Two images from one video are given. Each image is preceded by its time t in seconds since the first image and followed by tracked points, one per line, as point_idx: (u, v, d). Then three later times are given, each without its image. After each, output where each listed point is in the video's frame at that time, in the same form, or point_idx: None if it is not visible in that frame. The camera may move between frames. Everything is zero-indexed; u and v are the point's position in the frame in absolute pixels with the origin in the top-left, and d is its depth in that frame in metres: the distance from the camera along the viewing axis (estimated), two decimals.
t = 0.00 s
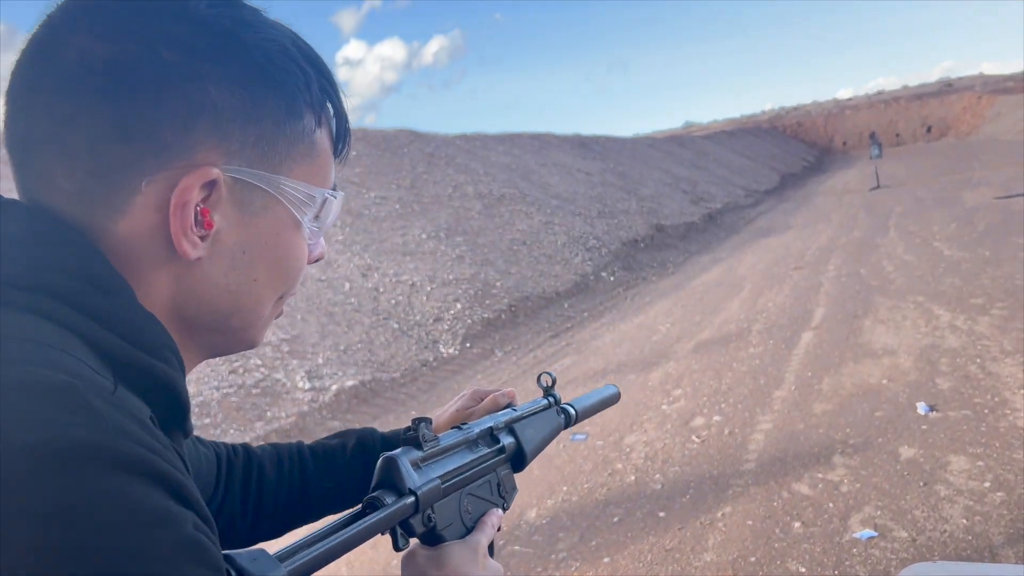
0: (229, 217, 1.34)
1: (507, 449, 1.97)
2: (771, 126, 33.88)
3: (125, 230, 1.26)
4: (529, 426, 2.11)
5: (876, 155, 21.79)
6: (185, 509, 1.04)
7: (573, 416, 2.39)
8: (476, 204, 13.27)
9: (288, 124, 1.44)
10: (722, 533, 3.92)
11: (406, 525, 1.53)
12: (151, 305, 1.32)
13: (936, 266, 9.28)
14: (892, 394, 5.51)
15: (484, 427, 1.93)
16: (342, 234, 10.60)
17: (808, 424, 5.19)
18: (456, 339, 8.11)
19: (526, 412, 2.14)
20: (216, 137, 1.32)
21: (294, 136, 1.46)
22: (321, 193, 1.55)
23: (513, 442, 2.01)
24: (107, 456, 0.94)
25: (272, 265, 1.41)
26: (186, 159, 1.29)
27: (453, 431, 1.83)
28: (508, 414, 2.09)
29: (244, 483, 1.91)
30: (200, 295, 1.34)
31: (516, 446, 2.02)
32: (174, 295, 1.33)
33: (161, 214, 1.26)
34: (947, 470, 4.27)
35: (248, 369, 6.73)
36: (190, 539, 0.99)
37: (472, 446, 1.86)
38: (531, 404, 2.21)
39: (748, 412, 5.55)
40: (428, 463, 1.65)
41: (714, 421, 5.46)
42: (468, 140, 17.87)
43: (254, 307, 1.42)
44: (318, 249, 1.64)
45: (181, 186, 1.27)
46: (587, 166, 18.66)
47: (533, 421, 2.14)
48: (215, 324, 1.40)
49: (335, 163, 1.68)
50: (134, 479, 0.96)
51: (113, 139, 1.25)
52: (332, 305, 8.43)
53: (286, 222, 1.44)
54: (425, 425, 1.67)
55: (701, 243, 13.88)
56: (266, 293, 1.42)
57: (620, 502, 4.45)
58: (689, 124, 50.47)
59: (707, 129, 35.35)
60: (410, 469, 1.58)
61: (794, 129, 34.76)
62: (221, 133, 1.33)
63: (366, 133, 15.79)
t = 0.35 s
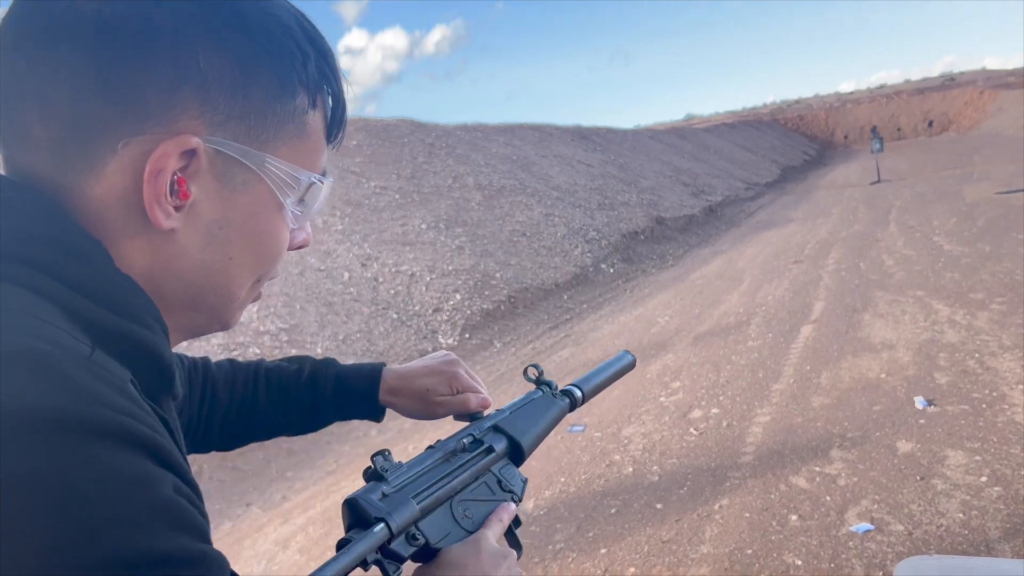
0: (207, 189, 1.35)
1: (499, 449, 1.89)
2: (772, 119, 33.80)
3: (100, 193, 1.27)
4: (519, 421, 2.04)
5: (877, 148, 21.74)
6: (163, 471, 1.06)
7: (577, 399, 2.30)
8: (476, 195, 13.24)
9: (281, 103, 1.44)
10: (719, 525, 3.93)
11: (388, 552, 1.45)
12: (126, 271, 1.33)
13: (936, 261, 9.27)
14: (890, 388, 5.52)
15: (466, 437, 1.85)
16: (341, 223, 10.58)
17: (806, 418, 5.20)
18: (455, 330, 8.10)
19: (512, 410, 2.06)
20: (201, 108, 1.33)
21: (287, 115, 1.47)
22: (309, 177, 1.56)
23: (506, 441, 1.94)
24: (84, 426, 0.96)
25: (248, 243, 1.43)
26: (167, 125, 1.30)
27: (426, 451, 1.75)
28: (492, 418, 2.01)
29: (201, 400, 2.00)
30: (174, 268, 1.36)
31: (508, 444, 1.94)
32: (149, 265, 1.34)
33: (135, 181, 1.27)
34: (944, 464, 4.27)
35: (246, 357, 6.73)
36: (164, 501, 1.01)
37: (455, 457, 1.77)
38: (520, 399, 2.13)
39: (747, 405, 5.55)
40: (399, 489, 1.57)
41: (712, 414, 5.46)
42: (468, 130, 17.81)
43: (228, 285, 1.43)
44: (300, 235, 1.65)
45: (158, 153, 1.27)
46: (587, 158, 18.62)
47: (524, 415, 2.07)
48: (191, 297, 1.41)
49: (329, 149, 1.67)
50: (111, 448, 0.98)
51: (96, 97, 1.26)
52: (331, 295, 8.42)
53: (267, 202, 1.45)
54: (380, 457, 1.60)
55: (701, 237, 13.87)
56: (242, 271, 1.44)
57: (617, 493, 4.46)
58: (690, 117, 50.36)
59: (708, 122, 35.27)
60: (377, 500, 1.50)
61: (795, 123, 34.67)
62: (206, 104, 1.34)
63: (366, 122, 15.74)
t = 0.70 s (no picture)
0: (166, 108, 1.18)
1: (501, 406, 1.90)
2: (773, 107, 33.70)
3: (43, 126, 1.10)
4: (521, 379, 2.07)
5: (878, 136, 21.68)
6: (121, 438, 0.90)
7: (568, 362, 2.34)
8: (475, 181, 13.19)
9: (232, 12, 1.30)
10: (719, 511, 3.91)
11: (391, 515, 1.43)
12: (82, 216, 1.15)
13: (937, 249, 9.25)
14: (890, 376, 5.51)
15: (470, 394, 1.85)
16: (340, 208, 10.54)
17: (806, 405, 5.18)
18: (454, 316, 8.08)
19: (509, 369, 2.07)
20: (148, 18, 1.18)
21: (243, 27, 1.32)
22: (273, 97, 1.40)
23: (507, 398, 1.95)
24: (0, 384, 0.81)
25: (223, 170, 1.27)
26: (114, 38, 1.13)
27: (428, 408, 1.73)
28: (492, 376, 2.01)
29: (201, 469, 1.81)
30: (137, 203, 1.18)
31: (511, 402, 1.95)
32: (109, 202, 1.16)
33: (85, 101, 1.10)
34: (945, 452, 4.26)
35: (245, 341, 6.70)
36: (119, 470, 0.86)
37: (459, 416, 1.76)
38: (522, 358, 2.18)
39: (746, 392, 5.54)
40: (400, 449, 1.54)
41: (712, 401, 5.45)
42: (468, 115, 17.74)
43: (201, 222, 1.26)
44: (269, 172, 1.52)
45: (108, 67, 1.10)
46: (587, 144, 18.55)
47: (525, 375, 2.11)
48: (159, 239, 1.24)
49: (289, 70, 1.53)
50: (41, 405, 0.83)
51: (28, 15, 1.11)
52: (331, 279, 8.39)
53: (234, 121, 1.28)
54: (383, 415, 1.58)
55: (701, 224, 13.84)
56: (214, 204, 1.27)
57: (617, 479, 4.44)
58: (690, 103, 50.22)
59: (709, 109, 35.16)
60: (377, 460, 1.48)
61: (796, 110, 34.59)
62: (153, 15, 1.19)
63: (366, 106, 15.66)
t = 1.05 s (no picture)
0: (34, 21, 0.99)
1: (493, 422, 1.75)
2: (774, 91, 33.61)
3: None
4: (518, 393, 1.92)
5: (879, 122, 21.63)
6: None
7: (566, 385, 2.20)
8: (476, 165, 13.18)
9: None
10: (716, 494, 3.94)
11: (374, 518, 1.33)
12: None
13: (937, 234, 9.25)
14: (889, 360, 5.52)
15: (462, 405, 1.73)
16: (340, 191, 10.53)
17: (803, 389, 5.20)
18: (454, 300, 8.08)
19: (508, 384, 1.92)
20: None
21: None
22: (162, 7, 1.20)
23: (500, 414, 1.79)
24: None
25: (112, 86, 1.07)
26: None
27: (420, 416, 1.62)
28: (488, 389, 1.87)
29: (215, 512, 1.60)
30: (21, 131, 1.00)
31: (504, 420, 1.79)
32: None
33: None
34: (941, 436, 4.28)
35: (245, 325, 6.71)
36: None
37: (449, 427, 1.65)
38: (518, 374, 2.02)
39: (745, 376, 5.56)
40: (391, 451, 1.45)
41: (710, 385, 5.47)
42: (469, 99, 17.71)
43: (99, 151, 1.07)
44: (184, 104, 1.29)
45: None
46: (588, 128, 18.52)
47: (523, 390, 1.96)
48: (59, 171, 1.05)
49: None
50: None
51: None
52: (331, 263, 8.39)
53: (116, 36, 1.08)
54: (377, 415, 1.49)
55: (701, 209, 13.83)
56: (107, 132, 1.08)
57: (614, 463, 4.46)
58: (691, 88, 50.10)
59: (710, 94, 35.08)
60: (368, 459, 1.39)
61: (799, 95, 34.48)
62: None
63: (366, 90, 15.62)
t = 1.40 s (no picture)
0: None
1: (454, 430, 1.71)
2: (778, 79, 33.50)
3: None
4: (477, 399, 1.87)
5: (884, 109, 21.55)
6: None
7: (527, 381, 2.16)
8: (478, 152, 13.17)
9: None
10: (717, 481, 3.95)
11: (346, 536, 1.31)
12: None
13: (940, 222, 9.23)
14: (890, 347, 5.53)
15: (425, 411, 1.68)
16: (343, 179, 10.53)
17: (804, 376, 5.22)
18: (456, 288, 8.07)
19: (469, 387, 1.88)
20: None
21: None
22: None
23: (459, 421, 1.75)
24: None
25: None
26: None
27: (384, 424, 1.57)
28: (448, 392, 1.81)
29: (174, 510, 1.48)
30: None
31: (464, 427, 1.75)
32: None
33: None
34: (942, 423, 4.29)
35: (248, 312, 6.72)
36: None
37: (413, 434, 1.61)
38: (474, 380, 1.94)
39: (746, 363, 5.57)
40: (361, 464, 1.41)
41: (712, 372, 5.48)
42: (472, 87, 17.67)
43: None
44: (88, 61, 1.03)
45: None
46: (591, 116, 18.48)
47: (481, 396, 1.90)
48: None
49: None
50: None
51: None
52: (333, 251, 8.40)
53: None
54: (346, 425, 1.43)
55: (704, 197, 13.81)
56: None
57: (616, 449, 4.48)
58: (695, 76, 49.94)
59: (713, 82, 34.98)
60: (338, 474, 1.35)
61: (803, 83, 34.36)
62: None
63: (368, 77, 15.59)
